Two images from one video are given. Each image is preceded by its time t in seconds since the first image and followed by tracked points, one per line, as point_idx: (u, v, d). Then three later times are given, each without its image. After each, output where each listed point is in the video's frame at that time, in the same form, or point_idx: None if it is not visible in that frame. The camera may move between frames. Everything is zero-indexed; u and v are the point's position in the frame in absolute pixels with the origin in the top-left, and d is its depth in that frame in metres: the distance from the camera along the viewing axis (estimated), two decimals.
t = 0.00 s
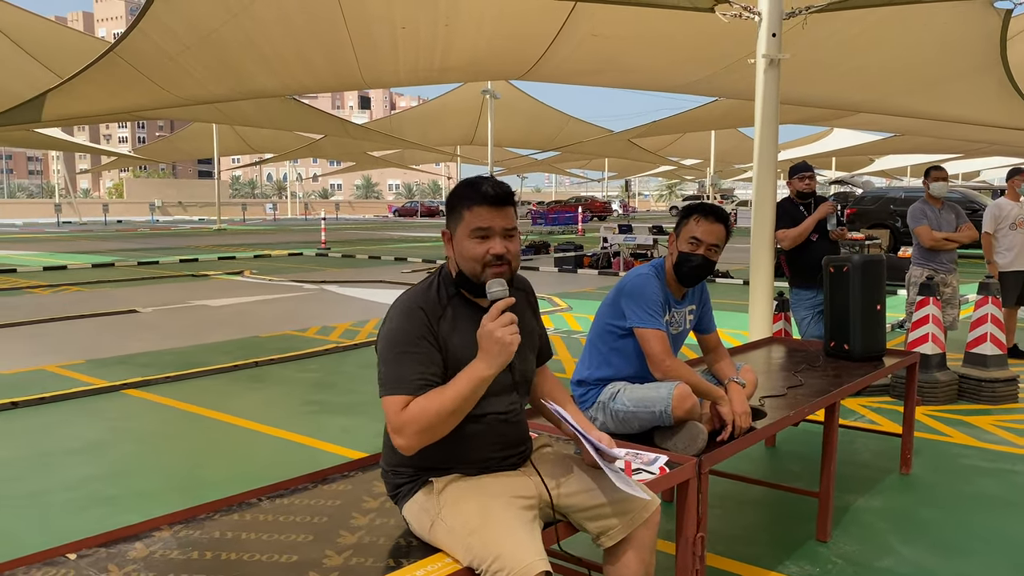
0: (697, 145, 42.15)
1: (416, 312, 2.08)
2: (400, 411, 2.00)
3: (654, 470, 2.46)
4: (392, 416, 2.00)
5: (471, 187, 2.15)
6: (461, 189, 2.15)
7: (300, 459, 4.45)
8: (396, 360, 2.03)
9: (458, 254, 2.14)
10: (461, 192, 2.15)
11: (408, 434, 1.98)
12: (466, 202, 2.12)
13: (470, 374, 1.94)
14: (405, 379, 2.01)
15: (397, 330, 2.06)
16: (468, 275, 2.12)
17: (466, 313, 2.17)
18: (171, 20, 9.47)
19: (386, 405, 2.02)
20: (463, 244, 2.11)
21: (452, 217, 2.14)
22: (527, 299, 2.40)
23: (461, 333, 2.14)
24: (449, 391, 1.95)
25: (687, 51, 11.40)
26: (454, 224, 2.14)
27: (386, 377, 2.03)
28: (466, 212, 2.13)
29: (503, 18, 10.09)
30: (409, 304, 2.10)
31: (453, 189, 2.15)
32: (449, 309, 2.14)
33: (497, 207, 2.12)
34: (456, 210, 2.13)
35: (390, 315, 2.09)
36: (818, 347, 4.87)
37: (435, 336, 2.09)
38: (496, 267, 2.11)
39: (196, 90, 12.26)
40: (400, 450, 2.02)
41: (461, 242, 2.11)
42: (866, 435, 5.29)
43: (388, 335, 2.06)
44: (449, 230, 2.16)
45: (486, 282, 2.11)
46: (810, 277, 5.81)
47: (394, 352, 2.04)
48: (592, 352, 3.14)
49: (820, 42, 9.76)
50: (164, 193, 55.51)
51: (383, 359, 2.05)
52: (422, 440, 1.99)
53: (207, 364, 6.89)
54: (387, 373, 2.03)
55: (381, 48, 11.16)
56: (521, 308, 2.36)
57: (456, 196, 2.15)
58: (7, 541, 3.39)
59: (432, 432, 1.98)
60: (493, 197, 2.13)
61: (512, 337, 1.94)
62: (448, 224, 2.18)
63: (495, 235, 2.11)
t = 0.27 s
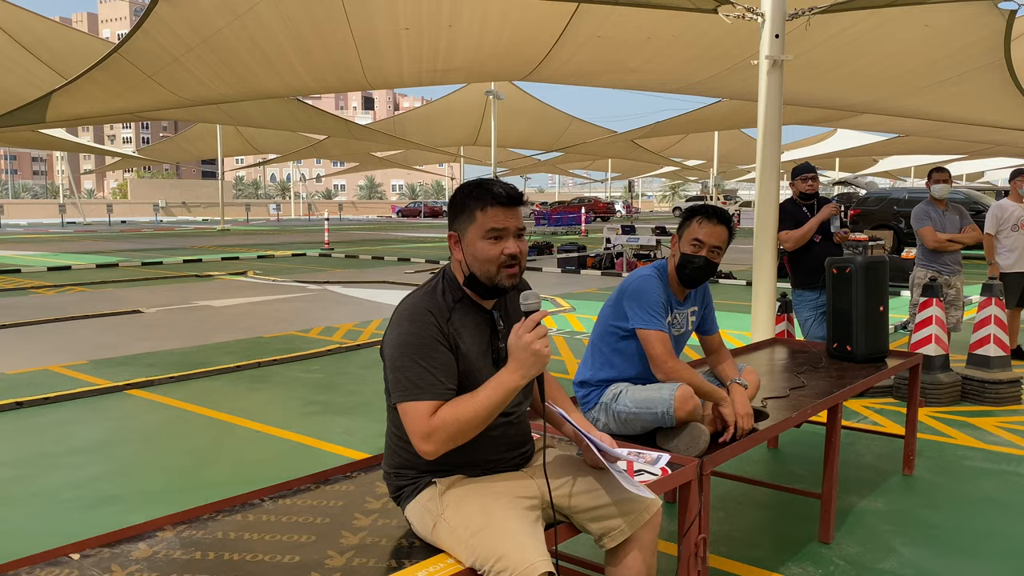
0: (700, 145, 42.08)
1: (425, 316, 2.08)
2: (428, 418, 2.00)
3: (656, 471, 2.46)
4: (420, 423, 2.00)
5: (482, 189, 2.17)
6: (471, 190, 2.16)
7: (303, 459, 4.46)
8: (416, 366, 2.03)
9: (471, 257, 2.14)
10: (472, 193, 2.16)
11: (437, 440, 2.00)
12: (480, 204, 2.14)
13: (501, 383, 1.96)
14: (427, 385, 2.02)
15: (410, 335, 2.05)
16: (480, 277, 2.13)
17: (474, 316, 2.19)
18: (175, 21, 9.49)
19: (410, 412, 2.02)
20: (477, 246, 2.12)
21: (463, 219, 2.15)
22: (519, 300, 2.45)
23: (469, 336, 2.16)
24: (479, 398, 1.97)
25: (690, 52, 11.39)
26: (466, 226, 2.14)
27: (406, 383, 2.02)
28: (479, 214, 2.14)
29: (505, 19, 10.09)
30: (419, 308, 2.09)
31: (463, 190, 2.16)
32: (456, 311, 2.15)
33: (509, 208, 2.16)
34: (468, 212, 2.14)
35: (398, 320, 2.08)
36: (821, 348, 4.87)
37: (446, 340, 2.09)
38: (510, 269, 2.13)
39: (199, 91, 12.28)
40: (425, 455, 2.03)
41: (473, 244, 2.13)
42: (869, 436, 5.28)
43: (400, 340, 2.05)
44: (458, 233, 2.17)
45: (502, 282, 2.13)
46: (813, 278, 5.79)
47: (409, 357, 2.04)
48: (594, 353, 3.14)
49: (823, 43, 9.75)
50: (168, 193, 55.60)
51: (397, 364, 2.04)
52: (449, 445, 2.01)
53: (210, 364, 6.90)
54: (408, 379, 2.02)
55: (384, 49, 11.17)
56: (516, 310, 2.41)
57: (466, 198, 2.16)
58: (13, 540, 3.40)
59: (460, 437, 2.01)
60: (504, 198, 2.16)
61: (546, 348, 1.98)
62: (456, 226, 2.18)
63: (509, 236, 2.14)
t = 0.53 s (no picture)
0: (701, 144, 42.02)
1: (425, 314, 2.08)
2: (434, 415, 2.00)
3: (654, 470, 2.45)
4: (426, 420, 2.00)
5: (480, 185, 2.17)
6: (470, 187, 2.16)
7: (302, 459, 4.45)
8: (418, 363, 2.03)
9: (471, 254, 2.14)
10: (471, 190, 2.16)
11: (443, 437, 1.99)
12: (480, 201, 2.14)
13: (505, 377, 1.97)
14: (430, 382, 2.02)
15: (411, 333, 2.05)
16: (482, 274, 2.13)
17: (474, 313, 2.18)
18: (174, 20, 9.48)
19: (414, 409, 2.01)
20: (477, 243, 2.12)
21: (463, 216, 2.15)
22: (518, 299, 2.44)
23: (469, 333, 2.15)
24: (484, 394, 1.98)
25: (690, 51, 11.38)
26: (466, 224, 2.14)
27: (409, 380, 2.02)
28: (479, 210, 2.14)
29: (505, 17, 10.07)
30: (419, 305, 2.09)
31: (462, 187, 2.16)
32: (456, 308, 2.15)
33: (509, 205, 2.16)
34: (467, 210, 2.14)
35: (398, 318, 2.08)
36: (820, 346, 4.86)
37: (447, 337, 2.09)
38: (512, 264, 2.13)
39: (199, 90, 12.26)
40: (432, 452, 2.03)
41: (474, 241, 2.12)
42: (869, 434, 5.28)
43: (402, 339, 2.05)
44: (458, 229, 2.16)
45: (504, 278, 2.13)
46: (813, 277, 5.79)
47: (410, 354, 2.03)
48: (593, 352, 3.14)
49: (823, 42, 9.74)
50: (168, 193, 55.55)
51: (399, 362, 2.04)
52: (455, 442, 2.01)
53: (210, 364, 6.90)
54: (411, 376, 2.02)
55: (383, 48, 11.15)
56: (516, 308, 2.40)
57: (466, 195, 2.16)
58: (11, 540, 3.40)
59: (466, 433, 2.01)
60: (504, 194, 2.16)
61: (549, 343, 2.00)
62: (455, 224, 2.17)
63: (509, 232, 2.14)
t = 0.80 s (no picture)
0: (698, 141, 42.00)
1: (424, 312, 2.07)
2: (435, 413, 1.99)
3: (651, 467, 2.45)
4: (426, 419, 1.99)
5: (480, 182, 2.17)
6: (470, 184, 2.16)
7: (299, 458, 4.45)
8: (418, 362, 2.02)
9: (472, 252, 2.13)
10: (472, 186, 2.16)
11: (445, 435, 1.99)
12: (481, 198, 2.14)
13: (506, 375, 1.97)
14: (431, 380, 2.01)
15: (411, 331, 2.04)
16: (483, 271, 2.13)
17: (473, 311, 2.18)
18: (170, 19, 9.45)
19: (415, 408, 2.01)
20: (478, 240, 2.12)
21: (463, 213, 2.15)
22: (516, 296, 2.44)
23: (468, 330, 2.15)
24: (485, 391, 1.98)
25: (687, 48, 11.38)
26: (467, 220, 2.14)
27: (409, 379, 2.01)
28: (480, 207, 2.14)
29: (501, 15, 10.05)
30: (418, 303, 2.08)
31: (462, 184, 2.16)
32: (455, 306, 2.14)
33: (509, 201, 2.16)
34: (468, 206, 2.14)
35: (396, 317, 2.07)
36: (817, 343, 4.86)
37: (446, 335, 2.09)
38: (514, 261, 2.14)
39: (196, 89, 12.24)
40: (433, 451, 2.02)
41: (475, 238, 2.12)
42: (866, 431, 5.28)
43: (402, 337, 2.04)
44: (458, 226, 2.16)
45: (504, 275, 2.13)
46: (809, 273, 5.79)
47: (410, 352, 2.03)
48: (590, 349, 3.13)
49: (820, 39, 9.74)
50: (165, 192, 55.44)
51: (399, 361, 2.03)
52: (455, 440, 2.01)
53: (207, 363, 6.89)
54: (411, 375, 2.01)
55: (380, 46, 11.13)
56: (514, 306, 2.40)
57: (466, 193, 2.16)
58: (8, 540, 3.40)
59: (467, 431, 2.00)
60: (504, 192, 2.17)
61: (550, 340, 2.00)
62: (455, 221, 2.17)
63: (510, 229, 2.14)
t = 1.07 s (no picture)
0: (696, 138, 41.98)
1: (420, 307, 2.07)
2: (432, 409, 1.99)
3: (649, 463, 2.44)
4: (423, 415, 1.99)
5: (478, 178, 2.17)
6: (468, 180, 2.16)
7: (296, 456, 4.44)
8: (415, 358, 2.02)
9: (471, 248, 2.13)
10: (470, 182, 2.16)
11: (442, 430, 1.99)
12: (479, 193, 2.13)
13: (503, 370, 1.97)
14: (427, 376, 2.01)
15: (407, 327, 2.04)
16: (481, 266, 2.12)
17: (469, 306, 2.18)
18: (165, 17, 9.42)
19: (412, 404, 2.00)
20: (476, 236, 2.12)
21: (461, 209, 2.15)
22: (512, 292, 2.44)
23: (464, 326, 2.15)
24: (482, 387, 1.98)
25: (683, 45, 11.37)
26: (465, 216, 2.14)
27: (405, 375, 2.01)
28: (479, 203, 2.14)
29: (498, 12, 10.03)
30: (414, 299, 2.08)
31: (460, 180, 2.15)
32: (451, 302, 2.14)
33: (508, 197, 2.16)
34: (467, 202, 2.14)
35: (392, 313, 2.07)
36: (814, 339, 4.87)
37: (442, 331, 2.08)
38: (512, 256, 2.14)
39: (192, 87, 12.21)
40: (430, 446, 2.02)
41: (473, 233, 2.12)
42: (864, 427, 5.29)
43: (398, 333, 2.04)
44: (456, 222, 2.16)
45: (503, 271, 2.13)
46: (806, 269, 5.80)
47: (406, 348, 2.02)
48: (587, 345, 3.13)
49: (817, 35, 9.73)
50: (161, 191, 55.36)
51: (395, 357, 2.03)
52: (452, 436, 2.00)
53: (204, 361, 6.88)
54: (407, 370, 2.01)
55: (376, 43, 11.10)
56: (510, 302, 2.40)
57: (464, 188, 2.15)
58: (4, 539, 3.39)
59: (463, 427, 2.00)
60: (502, 187, 2.16)
61: (547, 335, 2.00)
62: (452, 216, 2.17)
63: (509, 225, 2.14)
